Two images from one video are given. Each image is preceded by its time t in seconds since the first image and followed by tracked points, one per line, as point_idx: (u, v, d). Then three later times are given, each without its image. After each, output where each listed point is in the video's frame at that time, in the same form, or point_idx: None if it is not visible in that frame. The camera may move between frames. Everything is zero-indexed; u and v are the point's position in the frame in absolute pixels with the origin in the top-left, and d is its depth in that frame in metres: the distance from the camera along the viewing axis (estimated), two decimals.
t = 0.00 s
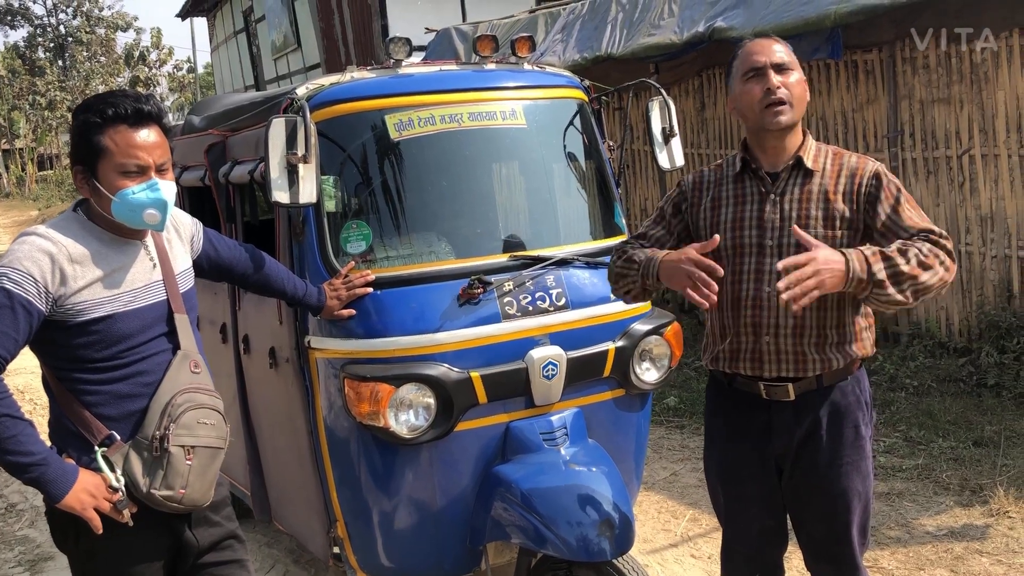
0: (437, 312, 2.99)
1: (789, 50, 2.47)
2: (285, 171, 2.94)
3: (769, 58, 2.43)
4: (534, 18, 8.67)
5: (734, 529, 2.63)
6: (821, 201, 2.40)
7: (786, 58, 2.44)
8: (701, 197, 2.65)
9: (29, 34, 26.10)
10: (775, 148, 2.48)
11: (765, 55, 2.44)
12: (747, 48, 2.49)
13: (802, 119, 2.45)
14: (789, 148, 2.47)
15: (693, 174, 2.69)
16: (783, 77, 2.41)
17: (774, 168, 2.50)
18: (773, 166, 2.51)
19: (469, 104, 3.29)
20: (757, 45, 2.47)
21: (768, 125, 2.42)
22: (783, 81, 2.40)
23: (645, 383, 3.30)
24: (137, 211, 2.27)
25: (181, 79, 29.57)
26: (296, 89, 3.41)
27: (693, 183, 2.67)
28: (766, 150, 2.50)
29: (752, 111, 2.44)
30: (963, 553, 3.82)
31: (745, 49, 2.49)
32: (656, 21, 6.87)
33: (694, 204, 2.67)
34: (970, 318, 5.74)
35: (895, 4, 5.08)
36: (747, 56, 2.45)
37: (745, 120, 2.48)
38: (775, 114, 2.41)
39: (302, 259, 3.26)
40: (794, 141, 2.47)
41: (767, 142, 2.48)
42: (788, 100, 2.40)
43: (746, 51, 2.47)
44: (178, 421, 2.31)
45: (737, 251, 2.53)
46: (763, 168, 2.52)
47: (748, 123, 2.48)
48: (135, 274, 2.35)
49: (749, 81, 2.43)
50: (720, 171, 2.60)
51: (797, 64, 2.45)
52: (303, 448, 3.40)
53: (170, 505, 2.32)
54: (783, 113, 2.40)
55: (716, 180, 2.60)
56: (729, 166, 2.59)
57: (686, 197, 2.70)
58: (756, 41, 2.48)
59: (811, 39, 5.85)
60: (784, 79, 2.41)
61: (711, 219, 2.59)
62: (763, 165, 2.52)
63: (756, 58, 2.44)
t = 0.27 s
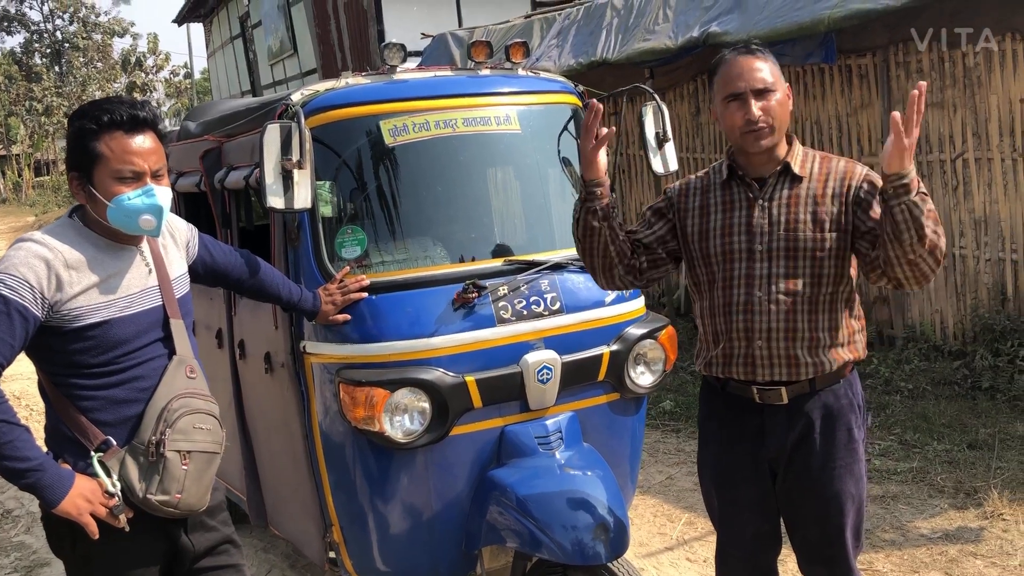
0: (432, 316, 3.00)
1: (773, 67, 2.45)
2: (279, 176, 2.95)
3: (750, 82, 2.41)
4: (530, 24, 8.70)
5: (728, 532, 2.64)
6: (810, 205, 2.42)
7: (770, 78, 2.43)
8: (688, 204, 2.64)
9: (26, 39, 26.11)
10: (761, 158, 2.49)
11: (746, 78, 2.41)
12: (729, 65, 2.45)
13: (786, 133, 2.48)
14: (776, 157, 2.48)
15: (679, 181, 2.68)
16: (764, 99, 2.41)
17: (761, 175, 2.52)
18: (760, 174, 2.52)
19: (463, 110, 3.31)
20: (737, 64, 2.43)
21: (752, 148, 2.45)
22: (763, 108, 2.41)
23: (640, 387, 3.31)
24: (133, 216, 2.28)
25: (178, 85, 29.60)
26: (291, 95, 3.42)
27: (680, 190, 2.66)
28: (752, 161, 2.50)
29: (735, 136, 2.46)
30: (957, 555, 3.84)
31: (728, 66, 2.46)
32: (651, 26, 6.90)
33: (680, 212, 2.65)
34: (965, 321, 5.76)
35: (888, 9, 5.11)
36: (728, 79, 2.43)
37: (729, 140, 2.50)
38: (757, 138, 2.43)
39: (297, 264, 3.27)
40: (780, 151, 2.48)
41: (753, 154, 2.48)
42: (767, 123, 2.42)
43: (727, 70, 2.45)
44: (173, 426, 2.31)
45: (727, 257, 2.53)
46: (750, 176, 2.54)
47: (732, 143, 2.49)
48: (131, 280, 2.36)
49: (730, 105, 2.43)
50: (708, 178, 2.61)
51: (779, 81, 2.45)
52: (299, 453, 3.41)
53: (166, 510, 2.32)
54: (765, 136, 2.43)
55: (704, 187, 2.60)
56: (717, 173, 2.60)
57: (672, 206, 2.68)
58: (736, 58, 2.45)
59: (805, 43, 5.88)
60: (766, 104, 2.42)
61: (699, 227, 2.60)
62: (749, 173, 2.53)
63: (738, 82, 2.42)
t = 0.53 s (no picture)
0: (426, 321, 2.99)
1: (773, 65, 2.47)
2: (274, 181, 2.95)
3: (753, 74, 2.42)
4: (525, 28, 8.72)
5: (723, 537, 2.64)
6: (800, 211, 2.43)
7: (770, 73, 2.44)
8: (678, 214, 2.64)
9: (20, 44, 26.06)
10: (752, 160, 2.49)
11: (749, 70, 2.43)
12: (731, 58, 2.47)
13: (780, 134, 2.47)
14: (767, 159, 2.49)
15: (668, 192, 2.70)
16: (764, 95, 2.42)
17: (751, 180, 2.52)
18: (750, 179, 2.52)
19: (458, 114, 3.31)
20: (741, 57, 2.45)
21: (745, 141, 2.45)
22: (763, 101, 2.41)
23: (635, 391, 3.31)
24: (127, 221, 2.27)
25: (173, 89, 29.57)
26: (285, 100, 3.42)
27: (669, 201, 2.67)
28: (743, 162, 2.50)
29: (730, 127, 2.46)
30: (952, 559, 3.84)
31: (730, 59, 2.47)
32: (646, 30, 6.91)
33: (669, 222, 2.66)
34: (959, 325, 5.77)
35: (882, 14, 5.13)
36: (731, 69, 2.44)
37: (722, 133, 2.49)
38: (752, 130, 2.43)
39: (292, 269, 3.26)
40: (771, 153, 2.49)
41: (745, 152, 2.48)
42: (765, 117, 2.42)
43: (730, 63, 2.46)
44: (168, 431, 2.30)
45: (718, 264, 2.53)
46: (740, 182, 2.53)
47: (725, 137, 2.49)
48: (125, 285, 2.35)
49: (730, 94, 2.44)
50: (697, 185, 2.61)
51: (778, 79, 2.46)
52: (293, 458, 3.40)
53: (160, 515, 2.31)
54: (760, 129, 2.43)
55: (694, 195, 2.61)
56: (705, 180, 2.60)
57: (663, 214, 2.69)
58: (738, 52, 2.47)
59: (799, 48, 5.90)
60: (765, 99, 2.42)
61: (691, 234, 2.60)
62: (739, 178, 2.53)
63: (740, 73, 2.43)
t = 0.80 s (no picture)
0: (425, 324, 2.99)
1: (779, 67, 2.47)
2: (272, 184, 2.95)
3: (757, 74, 2.42)
4: (522, 31, 8.73)
5: (722, 540, 2.64)
6: (797, 214, 2.42)
7: (774, 75, 2.44)
8: (677, 218, 2.66)
9: (17, 47, 26.03)
10: (750, 162, 2.50)
11: (754, 70, 2.43)
12: (737, 58, 2.47)
13: (780, 137, 2.47)
14: (765, 163, 2.49)
15: (668, 194, 2.71)
16: (766, 96, 2.41)
17: (749, 183, 2.52)
18: (748, 182, 2.52)
19: (455, 117, 3.31)
20: (746, 57, 2.45)
21: (743, 143, 2.45)
22: (766, 102, 2.41)
23: (634, 394, 3.31)
24: (126, 224, 2.27)
25: (170, 92, 29.53)
26: (284, 102, 3.41)
27: (669, 206, 2.69)
28: (741, 164, 2.51)
29: (729, 127, 2.46)
30: (951, 560, 3.84)
31: (735, 59, 2.48)
32: (643, 33, 6.92)
33: (670, 226, 2.69)
34: (957, 326, 5.78)
35: (879, 16, 5.14)
36: (736, 68, 2.44)
37: (722, 133, 2.50)
38: (749, 133, 2.43)
39: (290, 272, 3.26)
40: (770, 155, 2.49)
41: (744, 155, 2.49)
42: (766, 120, 2.42)
43: (735, 61, 2.46)
44: (167, 434, 2.30)
45: (716, 268, 2.54)
46: (738, 184, 2.54)
47: (724, 137, 2.49)
48: (123, 287, 2.35)
49: (733, 94, 2.44)
50: (695, 187, 2.62)
51: (782, 81, 2.46)
52: (292, 461, 3.39)
53: (159, 519, 2.31)
54: (759, 133, 2.43)
55: (692, 198, 2.62)
56: (704, 182, 2.61)
57: (664, 218, 2.72)
58: (744, 52, 2.47)
59: (796, 50, 5.91)
60: (767, 100, 2.41)
61: (688, 237, 2.61)
62: (738, 181, 2.54)
63: (744, 72, 2.43)
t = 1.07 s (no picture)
0: (424, 324, 2.99)
1: (786, 69, 2.46)
2: (271, 184, 2.94)
3: (767, 77, 2.41)
4: (521, 31, 8.72)
5: (723, 541, 2.63)
6: (799, 216, 2.42)
7: (782, 78, 2.43)
8: (678, 218, 2.65)
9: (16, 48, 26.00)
10: (752, 164, 2.50)
11: (762, 73, 2.42)
12: (744, 58, 2.46)
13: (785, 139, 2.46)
14: (767, 163, 2.49)
15: (668, 194, 2.70)
16: (773, 100, 2.41)
17: (751, 184, 2.51)
18: (749, 182, 2.52)
19: (454, 117, 3.30)
20: (754, 58, 2.44)
21: (749, 144, 2.45)
22: (773, 106, 2.41)
23: (633, 394, 3.30)
24: (124, 225, 2.26)
25: (168, 93, 29.50)
26: (282, 103, 3.41)
27: (670, 205, 2.68)
28: (743, 165, 2.51)
29: (735, 128, 2.45)
30: (951, 560, 3.83)
31: (742, 60, 2.46)
32: (642, 33, 6.92)
33: (671, 226, 2.69)
34: (956, 326, 5.78)
35: (878, 16, 5.14)
36: (744, 70, 2.43)
37: (727, 133, 2.49)
38: (757, 134, 2.43)
39: (289, 273, 3.25)
40: (772, 156, 2.48)
41: (746, 157, 2.49)
42: (772, 123, 2.42)
43: (744, 62, 2.45)
44: (165, 436, 2.29)
45: (717, 268, 2.54)
46: (739, 184, 2.54)
47: (728, 137, 2.49)
48: (121, 288, 2.34)
49: (741, 96, 2.42)
50: (696, 187, 2.62)
51: (789, 84, 2.45)
52: (291, 463, 3.39)
53: (158, 520, 2.30)
54: (764, 134, 2.42)
55: (693, 198, 2.61)
56: (705, 182, 2.60)
57: (664, 218, 2.72)
58: (752, 52, 2.45)
59: (795, 50, 5.90)
60: (774, 104, 2.41)
61: (690, 237, 2.61)
62: (739, 182, 2.54)
63: (753, 74, 2.42)
